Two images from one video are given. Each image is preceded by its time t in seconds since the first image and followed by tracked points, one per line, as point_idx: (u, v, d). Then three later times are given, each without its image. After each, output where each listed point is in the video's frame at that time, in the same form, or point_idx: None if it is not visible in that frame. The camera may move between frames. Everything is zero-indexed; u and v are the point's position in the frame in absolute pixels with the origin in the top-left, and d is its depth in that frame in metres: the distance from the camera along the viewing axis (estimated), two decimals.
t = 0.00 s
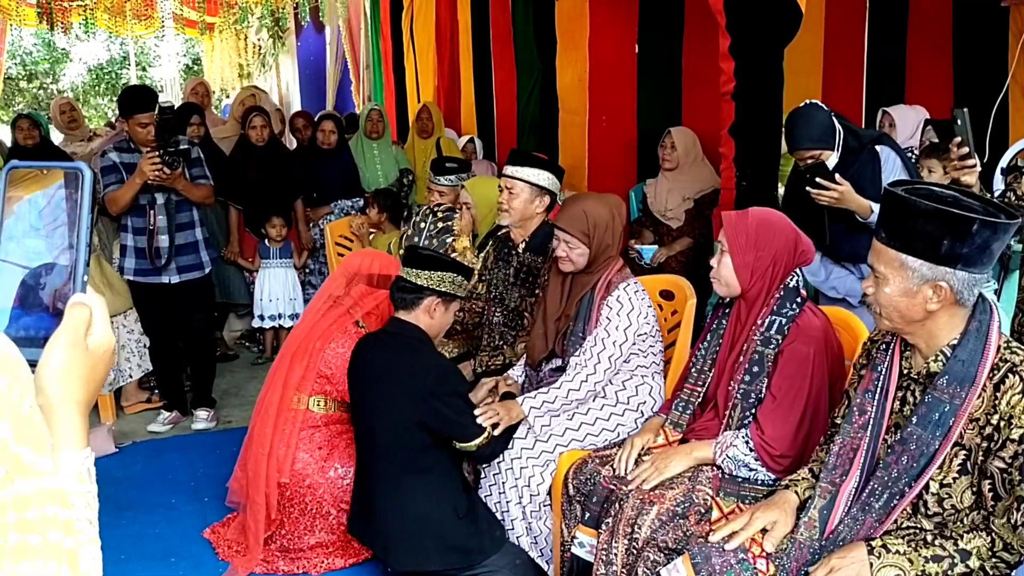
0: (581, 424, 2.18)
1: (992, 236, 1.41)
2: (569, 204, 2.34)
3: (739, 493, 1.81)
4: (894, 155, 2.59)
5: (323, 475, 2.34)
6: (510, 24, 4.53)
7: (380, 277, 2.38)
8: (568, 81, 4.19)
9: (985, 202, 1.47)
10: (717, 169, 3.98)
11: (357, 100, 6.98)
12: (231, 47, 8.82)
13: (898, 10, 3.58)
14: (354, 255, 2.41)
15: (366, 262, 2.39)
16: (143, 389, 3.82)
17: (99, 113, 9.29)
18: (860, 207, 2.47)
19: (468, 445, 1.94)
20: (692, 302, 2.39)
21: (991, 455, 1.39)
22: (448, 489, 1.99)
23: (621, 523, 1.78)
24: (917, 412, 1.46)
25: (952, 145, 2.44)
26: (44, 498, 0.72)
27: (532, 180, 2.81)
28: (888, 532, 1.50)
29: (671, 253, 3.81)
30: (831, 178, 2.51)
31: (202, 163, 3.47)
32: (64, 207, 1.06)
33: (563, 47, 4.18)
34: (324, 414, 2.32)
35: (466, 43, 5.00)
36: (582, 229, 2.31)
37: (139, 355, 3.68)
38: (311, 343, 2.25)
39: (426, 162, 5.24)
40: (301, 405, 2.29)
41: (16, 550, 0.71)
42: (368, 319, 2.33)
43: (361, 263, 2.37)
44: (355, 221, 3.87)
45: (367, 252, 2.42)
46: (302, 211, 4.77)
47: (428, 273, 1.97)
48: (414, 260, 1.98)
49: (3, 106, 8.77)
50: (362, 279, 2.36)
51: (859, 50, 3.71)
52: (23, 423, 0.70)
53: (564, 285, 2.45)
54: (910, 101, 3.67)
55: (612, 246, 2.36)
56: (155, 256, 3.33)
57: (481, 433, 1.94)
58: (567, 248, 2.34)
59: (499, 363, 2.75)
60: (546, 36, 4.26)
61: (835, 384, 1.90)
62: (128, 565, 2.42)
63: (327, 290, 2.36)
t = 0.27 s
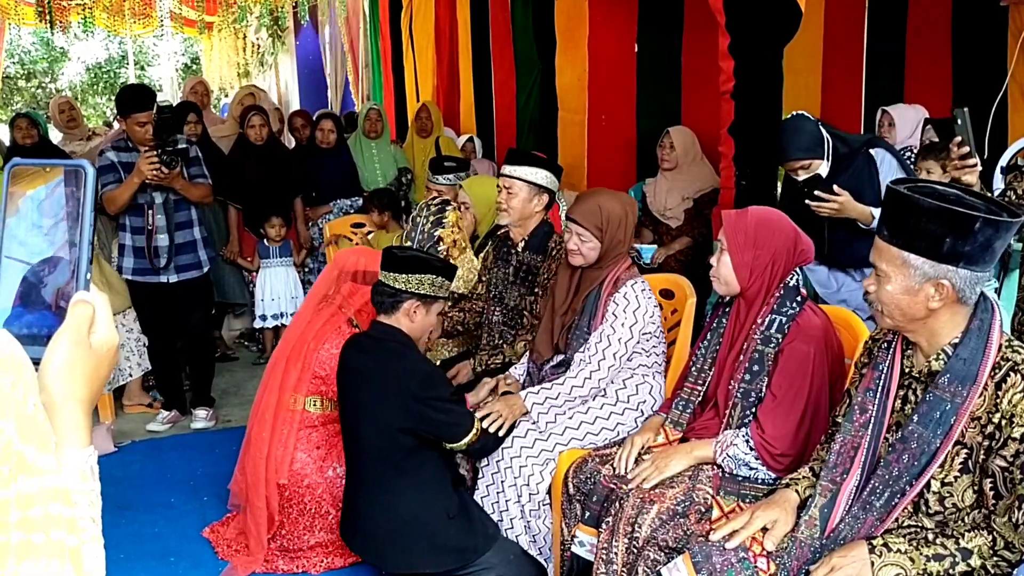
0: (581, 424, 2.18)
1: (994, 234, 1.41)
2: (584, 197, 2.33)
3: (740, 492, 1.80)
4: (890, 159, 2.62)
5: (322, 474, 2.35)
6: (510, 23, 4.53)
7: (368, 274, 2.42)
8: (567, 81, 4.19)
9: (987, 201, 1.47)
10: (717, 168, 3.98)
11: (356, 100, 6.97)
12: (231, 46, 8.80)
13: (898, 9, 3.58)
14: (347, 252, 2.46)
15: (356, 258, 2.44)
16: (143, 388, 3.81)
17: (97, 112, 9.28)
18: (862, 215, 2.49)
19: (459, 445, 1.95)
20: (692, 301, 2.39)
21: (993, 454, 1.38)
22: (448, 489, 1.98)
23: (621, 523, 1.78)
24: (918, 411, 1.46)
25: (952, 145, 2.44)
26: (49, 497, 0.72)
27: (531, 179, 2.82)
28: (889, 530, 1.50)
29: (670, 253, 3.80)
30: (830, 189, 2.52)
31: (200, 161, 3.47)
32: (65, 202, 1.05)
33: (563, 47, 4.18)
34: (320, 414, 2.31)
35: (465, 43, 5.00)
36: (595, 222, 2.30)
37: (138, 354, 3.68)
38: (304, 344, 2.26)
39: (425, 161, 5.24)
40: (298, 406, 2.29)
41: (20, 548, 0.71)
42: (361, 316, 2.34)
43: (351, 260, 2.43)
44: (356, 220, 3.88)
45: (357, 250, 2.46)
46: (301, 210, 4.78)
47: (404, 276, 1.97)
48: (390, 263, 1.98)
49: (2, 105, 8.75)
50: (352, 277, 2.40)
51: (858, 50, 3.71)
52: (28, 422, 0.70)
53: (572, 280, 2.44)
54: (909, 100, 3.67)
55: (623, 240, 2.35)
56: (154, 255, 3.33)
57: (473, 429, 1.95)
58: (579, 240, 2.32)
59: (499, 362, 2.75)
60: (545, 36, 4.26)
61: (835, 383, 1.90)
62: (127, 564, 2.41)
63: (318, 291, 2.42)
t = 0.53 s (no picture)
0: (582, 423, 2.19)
1: (996, 233, 1.41)
2: (594, 193, 2.35)
3: (740, 492, 1.79)
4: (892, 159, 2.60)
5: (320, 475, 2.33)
6: (509, 22, 4.52)
7: (356, 272, 2.40)
8: (567, 80, 4.18)
9: (989, 201, 1.47)
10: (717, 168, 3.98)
11: (356, 99, 6.97)
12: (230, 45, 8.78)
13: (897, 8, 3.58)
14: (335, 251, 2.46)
15: (346, 257, 2.44)
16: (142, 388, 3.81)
17: (97, 112, 9.27)
18: (859, 218, 2.49)
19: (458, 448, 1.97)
20: (693, 300, 2.38)
21: (995, 453, 1.38)
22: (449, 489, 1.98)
23: (623, 523, 1.78)
24: (920, 411, 1.46)
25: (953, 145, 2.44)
26: (55, 497, 0.72)
27: (531, 180, 2.83)
28: (890, 530, 1.50)
29: (670, 252, 3.80)
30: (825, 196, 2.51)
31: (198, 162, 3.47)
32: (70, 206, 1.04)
33: (562, 46, 4.18)
34: (317, 415, 2.31)
35: (465, 42, 5.00)
36: (605, 217, 2.31)
37: (138, 354, 3.67)
38: (297, 346, 2.26)
39: (424, 161, 5.23)
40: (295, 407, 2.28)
41: (28, 547, 0.71)
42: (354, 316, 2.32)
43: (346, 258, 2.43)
44: (356, 219, 3.88)
45: (348, 250, 2.46)
46: (297, 209, 4.77)
47: (426, 282, 1.97)
48: (413, 269, 1.98)
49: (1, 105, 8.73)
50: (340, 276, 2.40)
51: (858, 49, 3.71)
52: (36, 421, 0.70)
53: (583, 276, 2.45)
54: (909, 100, 3.67)
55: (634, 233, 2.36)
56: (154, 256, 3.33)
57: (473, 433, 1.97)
58: (590, 237, 2.33)
59: (499, 362, 2.70)
60: (545, 35, 4.26)
61: (837, 382, 1.90)
62: (127, 564, 2.41)
63: (308, 291, 2.43)
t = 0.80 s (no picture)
0: (585, 423, 2.19)
1: (998, 234, 1.41)
2: (610, 191, 2.35)
3: (744, 492, 1.80)
4: (895, 158, 2.58)
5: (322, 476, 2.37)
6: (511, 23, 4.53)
7: (341, 271, 2.31)
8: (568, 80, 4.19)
9: (992, 201, 1.47)
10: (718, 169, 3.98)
11: (357, 99, 6.96)
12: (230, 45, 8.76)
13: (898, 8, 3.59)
14: (319, 248, 2.37)
15: (332, 256, 2.33)
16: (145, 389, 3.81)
17: (97, 113, 9.24)
18: (859, 213, 2.48)
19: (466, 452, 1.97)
20: (696, 300, 2.38)
21: (998, 453, 1.38)
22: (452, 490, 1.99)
23: (626, 523, 1.78)
24: (923, 411, 1.47)
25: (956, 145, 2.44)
26: (70, 497, 0.73)
27: (533, 182, 2.85)
28: (894, 529, 1.50)
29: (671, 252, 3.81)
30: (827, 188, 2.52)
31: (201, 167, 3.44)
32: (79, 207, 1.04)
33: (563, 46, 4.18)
34: (316, 417, 2.36)
35: (466, 43, 5.00)
36: (621, 213, 2.32)
37: (140, 355, 3.68)
38: (288, 352, 2.28)
39: (425, 161, 5.24)
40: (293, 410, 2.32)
41: (44, 548, 0.72)
42: (343, 314, 2.33)
43: (333, 257, 2.32)
44: (359, 220, 3.88)
45: (333, 248, 2.34)
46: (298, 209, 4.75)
47: (464, 299, 2.04)
48: (458, 286, 2.06)
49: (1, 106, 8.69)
50: (327, 276, 2.32)
51: (859, 49, 3.71)
52: (52, 422, 0.70)
53: (596, 275, 2.44)
54: (910, 100, 3.67)
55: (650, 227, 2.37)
56: (152, 258, 3.33)
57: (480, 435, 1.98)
58: (604, 234, 2.33)
59: (502, 362, 2.72)
60: (546, 36, 4.26)
61: (840, 383, 1.90)
62: (130, 565, 2.42)
63: (302, 293, 2.36)
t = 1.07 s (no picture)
0: (582, 422, 2.19)
1: (992, 233, 1.42)
2: (606, 190, 2.36)
3: (740, 491, 1.80)
4: (889, 159, 2.57)
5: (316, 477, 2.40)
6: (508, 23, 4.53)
7: (323, 270, 2.33)
8: (564, 80, 4.19)
9: (987, 200, 1.48)
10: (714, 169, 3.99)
11: (353, 99, 6.96)
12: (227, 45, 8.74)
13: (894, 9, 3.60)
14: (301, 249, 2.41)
15: (314, 255, 2.36)
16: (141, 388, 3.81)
17: (93, 113, 9.22)
18: (847, 212, 2.49)
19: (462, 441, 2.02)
20: (692, 300, 2.39)
21: (992, 451, 1.39)
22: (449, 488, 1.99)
23: (623, 521, 1.79)
24: (918, 409, 1.47)
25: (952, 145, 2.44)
26: (69, 487, 0.73)
27: (532, 182, 2.85)
28: (889, 527, 1.51)
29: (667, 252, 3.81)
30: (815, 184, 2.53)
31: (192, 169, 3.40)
32: (62, 203, 1.19)
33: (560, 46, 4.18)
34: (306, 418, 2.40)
35: (462, 43, 5.00)
36: (617, 213, 2.33)
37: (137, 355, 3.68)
38: (272, 354, 2.33)
39: (422, 161, 5.24)
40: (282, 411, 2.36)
41: (45, 538, 0.72)
42: (329, 313, 2.38)
43: (316, 256, 2.34)
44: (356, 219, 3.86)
45: (315, 246, 2.36)
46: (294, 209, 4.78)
47: (488, 290, 2.19)
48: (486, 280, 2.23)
49: None
50: (310, 275, 2.35)
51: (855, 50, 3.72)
52: (50, 414, 0.70)
53: (594, 275, 2.44)
54: (906, 101, 3.68)
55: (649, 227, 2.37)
56: (138, 259, 3.32)
57: (480, 425, 2.04)
58: (601, 233, 2.35)
59: (499, 361, 2.76)
60: (543, 36, 4.27)
61: (835, 381, 1.91)
62: (126, 564, 2.42)
63: (286, 293, 2.40)
